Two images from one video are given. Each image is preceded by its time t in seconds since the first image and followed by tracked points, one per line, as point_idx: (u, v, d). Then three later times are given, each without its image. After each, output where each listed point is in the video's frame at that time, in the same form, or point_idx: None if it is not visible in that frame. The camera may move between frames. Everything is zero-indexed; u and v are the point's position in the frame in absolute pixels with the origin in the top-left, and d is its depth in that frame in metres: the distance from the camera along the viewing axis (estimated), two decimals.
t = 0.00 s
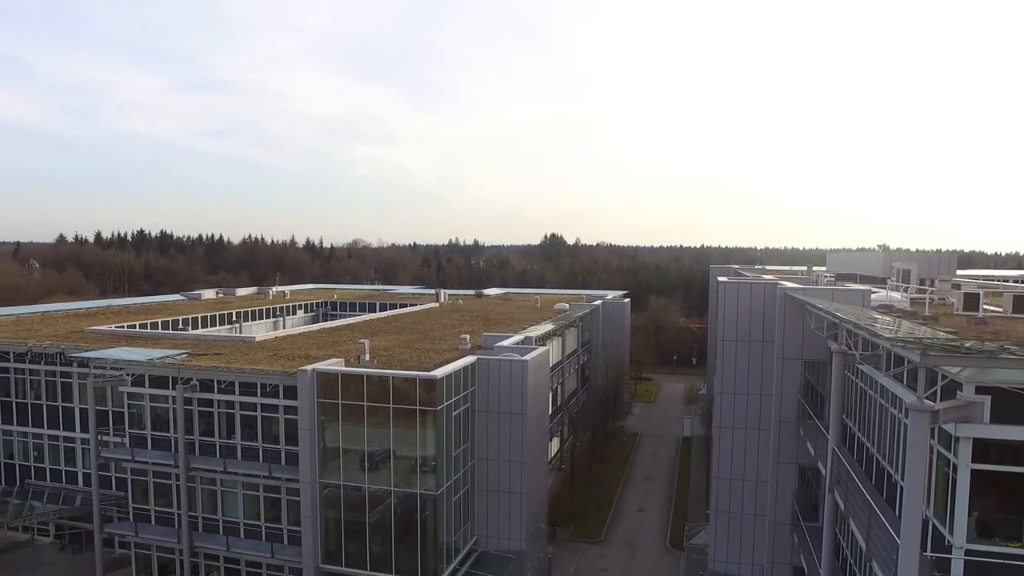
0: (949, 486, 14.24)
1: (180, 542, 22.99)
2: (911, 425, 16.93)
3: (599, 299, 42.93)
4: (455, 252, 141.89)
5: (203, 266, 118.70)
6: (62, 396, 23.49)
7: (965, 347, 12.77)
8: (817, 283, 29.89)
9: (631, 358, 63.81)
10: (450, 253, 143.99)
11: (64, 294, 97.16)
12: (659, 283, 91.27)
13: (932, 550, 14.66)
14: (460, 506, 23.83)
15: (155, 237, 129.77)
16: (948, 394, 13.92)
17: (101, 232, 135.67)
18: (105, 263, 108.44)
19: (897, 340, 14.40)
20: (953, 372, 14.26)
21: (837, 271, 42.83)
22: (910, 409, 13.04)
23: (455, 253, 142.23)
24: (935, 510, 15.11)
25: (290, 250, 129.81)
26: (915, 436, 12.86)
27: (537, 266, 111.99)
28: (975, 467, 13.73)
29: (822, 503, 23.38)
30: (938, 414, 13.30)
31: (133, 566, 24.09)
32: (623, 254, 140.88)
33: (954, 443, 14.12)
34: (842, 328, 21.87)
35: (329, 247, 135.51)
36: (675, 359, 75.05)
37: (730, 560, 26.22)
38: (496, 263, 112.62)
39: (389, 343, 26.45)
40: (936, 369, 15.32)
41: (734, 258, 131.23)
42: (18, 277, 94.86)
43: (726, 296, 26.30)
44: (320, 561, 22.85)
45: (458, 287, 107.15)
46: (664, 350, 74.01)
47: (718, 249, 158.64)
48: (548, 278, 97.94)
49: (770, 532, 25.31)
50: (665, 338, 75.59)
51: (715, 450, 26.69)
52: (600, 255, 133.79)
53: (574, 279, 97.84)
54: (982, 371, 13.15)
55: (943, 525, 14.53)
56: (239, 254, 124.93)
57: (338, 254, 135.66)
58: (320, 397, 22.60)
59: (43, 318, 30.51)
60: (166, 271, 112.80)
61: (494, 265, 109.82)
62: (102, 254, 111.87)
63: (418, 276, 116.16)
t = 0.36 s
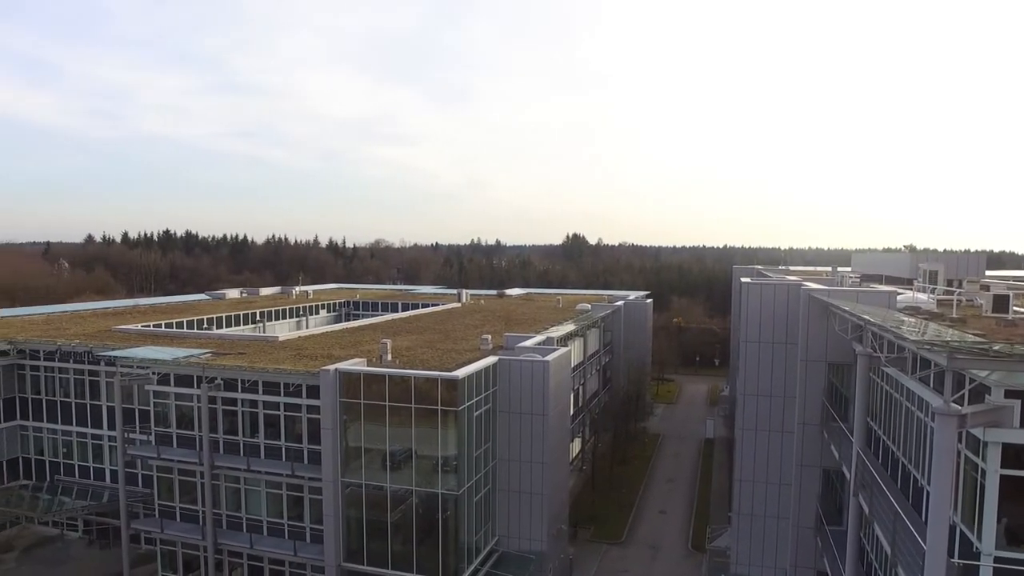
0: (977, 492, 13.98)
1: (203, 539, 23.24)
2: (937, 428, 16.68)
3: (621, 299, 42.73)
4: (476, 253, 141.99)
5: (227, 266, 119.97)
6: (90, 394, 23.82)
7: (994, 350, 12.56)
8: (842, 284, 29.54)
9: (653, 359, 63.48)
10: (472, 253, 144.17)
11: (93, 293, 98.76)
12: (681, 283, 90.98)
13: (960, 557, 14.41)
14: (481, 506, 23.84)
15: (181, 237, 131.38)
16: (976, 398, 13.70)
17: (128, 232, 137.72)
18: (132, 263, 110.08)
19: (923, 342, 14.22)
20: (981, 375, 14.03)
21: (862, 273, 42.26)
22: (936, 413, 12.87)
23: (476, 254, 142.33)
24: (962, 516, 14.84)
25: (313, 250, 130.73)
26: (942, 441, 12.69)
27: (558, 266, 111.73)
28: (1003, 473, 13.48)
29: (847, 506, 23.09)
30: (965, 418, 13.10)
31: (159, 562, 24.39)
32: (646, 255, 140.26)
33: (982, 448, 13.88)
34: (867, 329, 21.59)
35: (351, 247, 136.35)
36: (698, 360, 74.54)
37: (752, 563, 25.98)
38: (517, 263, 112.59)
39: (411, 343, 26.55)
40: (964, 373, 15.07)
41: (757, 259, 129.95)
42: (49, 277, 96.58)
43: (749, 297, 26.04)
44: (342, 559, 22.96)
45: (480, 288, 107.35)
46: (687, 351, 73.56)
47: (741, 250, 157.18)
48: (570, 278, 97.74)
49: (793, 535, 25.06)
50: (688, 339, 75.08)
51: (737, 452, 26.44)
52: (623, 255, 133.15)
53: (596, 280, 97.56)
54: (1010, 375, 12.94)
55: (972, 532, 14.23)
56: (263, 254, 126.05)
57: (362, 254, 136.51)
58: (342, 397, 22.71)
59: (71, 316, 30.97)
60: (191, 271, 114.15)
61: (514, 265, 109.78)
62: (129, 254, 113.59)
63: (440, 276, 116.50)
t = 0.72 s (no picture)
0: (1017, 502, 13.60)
1: (236, 536, 23.54)
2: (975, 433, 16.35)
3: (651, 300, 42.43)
4: (504, 253, 142.08)
5: (260, 266, 121.78)
6: (126, 391, 24.24)
7: None
8: (877, 286, 29.04)
9: (684, 360, 62.94)
10: (503, 254, 144.21)
11: (130, 292, 100.90)
12: (711, 283, 90.34)
13: (999, 565, 14.06)
14: (510, 507, 23.88)
15: (214, 237, 133.56)
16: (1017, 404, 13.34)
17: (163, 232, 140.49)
18: (167, 262, 112.32)
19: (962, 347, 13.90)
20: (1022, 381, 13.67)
21: (899, 275, 41.34)
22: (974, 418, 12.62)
23: (504, 254, 142.38)
24: (1001, 524, 14.49)
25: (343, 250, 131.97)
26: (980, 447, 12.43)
27: (585, 266, 111.32)
28: None
29: (881, 512, 22.65)
30: (1005, 423, 12.80)
31: (192, 557, 24.76)
32: (676, 255, 138.88)
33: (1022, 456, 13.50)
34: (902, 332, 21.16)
35: (383, 247, 137.46)
36: (728, 361, 73.82)
37: (783, 568, 25.63)
38: (545, 264, 112.46)
39: (441, 343, 26.68)
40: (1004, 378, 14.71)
41: (788, 260, 128.01)
42: (88, 277, 98.88)
43: (780, 299, 25.70)
44: (372, 558, 23.11)
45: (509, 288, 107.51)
46: (718, 352, 72.81)
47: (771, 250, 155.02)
48: (600, 278, 97.44)
49: (825, 540, 24.68)
50: (719, 340, 74.34)
51: (768, 455, 26.09)
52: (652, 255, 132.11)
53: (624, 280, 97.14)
54: None
55: (1011, 540, 13.88)
56: (293, 254, 127.49)
57: (391, 254, 137.64)
58: (373, 396, 22.85)
59: (109, 315, 31.62)
60: (224, 270, 116.01)
61: (543, 265, 109.72)
62: (164, 254, 115.92)
63: (470, 276, 117.15)
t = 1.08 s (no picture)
0: None
1: (268, 532, 23.83)
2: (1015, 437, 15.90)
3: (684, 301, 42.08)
4: (532, 253, 141.99)
5: (294, 265, 123.44)
6: (163, 388, 24.70)
7: None
8: (915, 287, 28.40)
9: (717, 361, 62.34)
10: (535, 253, 144.03)
11: (167, 291, 103.02)
12: (746, 285, 89.59)
13: None
14: (539, 508, 23.96)
15: (249, 236, 135.69)
16: None
17: (199, 232, 143.17)
18: (203, 262, 114.51)
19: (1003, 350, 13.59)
20: None
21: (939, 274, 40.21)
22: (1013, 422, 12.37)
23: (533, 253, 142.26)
24: None
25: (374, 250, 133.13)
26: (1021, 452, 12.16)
27: (614, 266, 110.83)
28: None
29: (918, 518, 22.09)
30: None
31: (226, 552, 25.13)
32: (719, 256, 136.91)
33: None
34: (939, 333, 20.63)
35: (414, 247, 138.39)
36: (761, 363, 72.99)
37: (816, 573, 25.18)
38: (575, 264, 112.27)
39: (472, 343, 26.77)
40: None
41: (822, 260, 125.81)
42: (130, 277, 101.20)
43: (815, 300, 25.33)
44: (402, 556, 23.24)
45: (540, 288, 107.50)
46: (751, 353, 72.05)
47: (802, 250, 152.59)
48: (631, 279, 97.02)
49: (860, 546, 24.17)
50: (752, 341, 73.43)
51: (802, 458, 25.71)
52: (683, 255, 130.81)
53: (654, 280, 96.58)
54: None
55: None
56: (327, 254, 128.87)
57: (423, 254, 138.63)
58: (404, 396, 22.98)
59: (146, 314, 32.26)
60: (258, 270, 117.89)
61: (575, 265, 109.56)
62: (201, 254, 118.18)
63: (501, 276, 117.63)
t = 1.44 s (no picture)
0: None
1: (302, 529, 24.09)
2: None
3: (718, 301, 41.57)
4: (564, 253, 141.64)
5: (329, 265, 124.77)
6: (201, 386, 25.14)
7: None
8: (957, 288, 27.67)
9: (753, 362, 61.60)
10: (570, 253, 143.57)
11: (206, 290, 104.80)
12: (783, 287, 88.37)
13: None
14: (571, 509, 24.05)
15: (285, 237, 137.70)
16: None
17: (236, 233, 145.77)
18: (239, 262, 116.55)
19: None
20: None
21: (981, 274, 39.11)
22: None
23: (565, 253, 141.92)
24: None
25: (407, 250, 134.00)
26: None
27: (646, 266, 110.12)
28: None
29: (959, 526, 21.48)
30: None
31: (261, 548, 25.49)
32: (753, 255, 135.26)
33: None
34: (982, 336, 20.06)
35: (447, 247, 139.17)
36: (797, 364, 72.02)
37: None
38: (607, 265, 111.83)
39: (505, 343, 26.82)
40: None
41: (858, 260, 123.31)
42: (172, 277, 103.11)
43: (853, 301, 24.81)
44: (435, 554, 23.34)
45: (572, 288, 107.35)
46: (786, 354, 71.25)
47: (837, 250, 149.75)
48: (665, 279, 96.33)
49: (899, 553, 23.65)
50: (787, 342, 72.52)
51: (839, 462, 25.26)
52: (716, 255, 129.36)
53: (686, 280, 95.86)
54: None
55: None
56: (361, 254, 129.86)
57: (456, 254, 139.20)
58: (437, 395, 23.09)
59: (184, 313, 32.87)
60: (293, 270, 119.61)
61: (609, 265, 109.25)
62: (237, 254, 120.21)
63: (534, 276, 117.79)
